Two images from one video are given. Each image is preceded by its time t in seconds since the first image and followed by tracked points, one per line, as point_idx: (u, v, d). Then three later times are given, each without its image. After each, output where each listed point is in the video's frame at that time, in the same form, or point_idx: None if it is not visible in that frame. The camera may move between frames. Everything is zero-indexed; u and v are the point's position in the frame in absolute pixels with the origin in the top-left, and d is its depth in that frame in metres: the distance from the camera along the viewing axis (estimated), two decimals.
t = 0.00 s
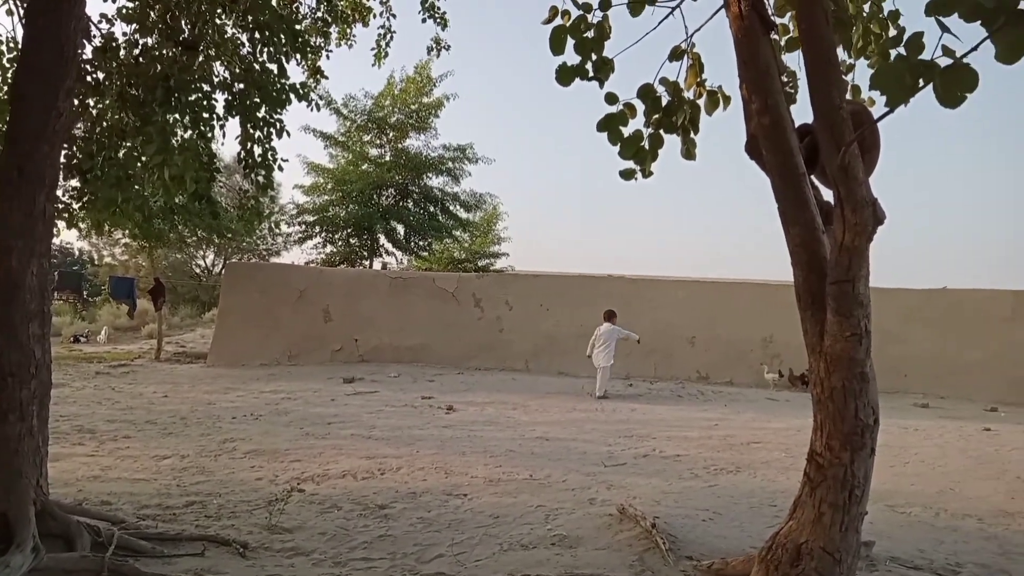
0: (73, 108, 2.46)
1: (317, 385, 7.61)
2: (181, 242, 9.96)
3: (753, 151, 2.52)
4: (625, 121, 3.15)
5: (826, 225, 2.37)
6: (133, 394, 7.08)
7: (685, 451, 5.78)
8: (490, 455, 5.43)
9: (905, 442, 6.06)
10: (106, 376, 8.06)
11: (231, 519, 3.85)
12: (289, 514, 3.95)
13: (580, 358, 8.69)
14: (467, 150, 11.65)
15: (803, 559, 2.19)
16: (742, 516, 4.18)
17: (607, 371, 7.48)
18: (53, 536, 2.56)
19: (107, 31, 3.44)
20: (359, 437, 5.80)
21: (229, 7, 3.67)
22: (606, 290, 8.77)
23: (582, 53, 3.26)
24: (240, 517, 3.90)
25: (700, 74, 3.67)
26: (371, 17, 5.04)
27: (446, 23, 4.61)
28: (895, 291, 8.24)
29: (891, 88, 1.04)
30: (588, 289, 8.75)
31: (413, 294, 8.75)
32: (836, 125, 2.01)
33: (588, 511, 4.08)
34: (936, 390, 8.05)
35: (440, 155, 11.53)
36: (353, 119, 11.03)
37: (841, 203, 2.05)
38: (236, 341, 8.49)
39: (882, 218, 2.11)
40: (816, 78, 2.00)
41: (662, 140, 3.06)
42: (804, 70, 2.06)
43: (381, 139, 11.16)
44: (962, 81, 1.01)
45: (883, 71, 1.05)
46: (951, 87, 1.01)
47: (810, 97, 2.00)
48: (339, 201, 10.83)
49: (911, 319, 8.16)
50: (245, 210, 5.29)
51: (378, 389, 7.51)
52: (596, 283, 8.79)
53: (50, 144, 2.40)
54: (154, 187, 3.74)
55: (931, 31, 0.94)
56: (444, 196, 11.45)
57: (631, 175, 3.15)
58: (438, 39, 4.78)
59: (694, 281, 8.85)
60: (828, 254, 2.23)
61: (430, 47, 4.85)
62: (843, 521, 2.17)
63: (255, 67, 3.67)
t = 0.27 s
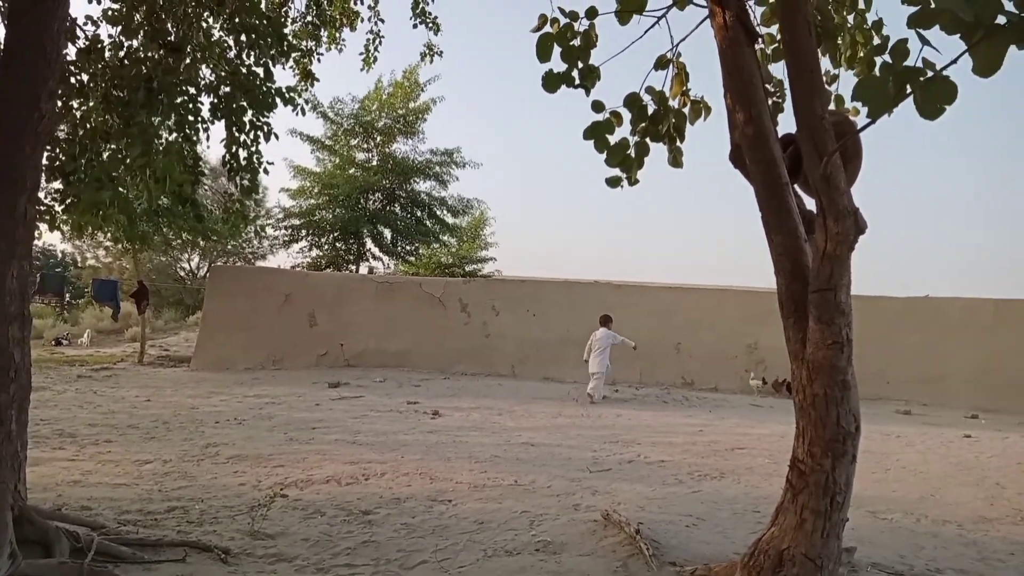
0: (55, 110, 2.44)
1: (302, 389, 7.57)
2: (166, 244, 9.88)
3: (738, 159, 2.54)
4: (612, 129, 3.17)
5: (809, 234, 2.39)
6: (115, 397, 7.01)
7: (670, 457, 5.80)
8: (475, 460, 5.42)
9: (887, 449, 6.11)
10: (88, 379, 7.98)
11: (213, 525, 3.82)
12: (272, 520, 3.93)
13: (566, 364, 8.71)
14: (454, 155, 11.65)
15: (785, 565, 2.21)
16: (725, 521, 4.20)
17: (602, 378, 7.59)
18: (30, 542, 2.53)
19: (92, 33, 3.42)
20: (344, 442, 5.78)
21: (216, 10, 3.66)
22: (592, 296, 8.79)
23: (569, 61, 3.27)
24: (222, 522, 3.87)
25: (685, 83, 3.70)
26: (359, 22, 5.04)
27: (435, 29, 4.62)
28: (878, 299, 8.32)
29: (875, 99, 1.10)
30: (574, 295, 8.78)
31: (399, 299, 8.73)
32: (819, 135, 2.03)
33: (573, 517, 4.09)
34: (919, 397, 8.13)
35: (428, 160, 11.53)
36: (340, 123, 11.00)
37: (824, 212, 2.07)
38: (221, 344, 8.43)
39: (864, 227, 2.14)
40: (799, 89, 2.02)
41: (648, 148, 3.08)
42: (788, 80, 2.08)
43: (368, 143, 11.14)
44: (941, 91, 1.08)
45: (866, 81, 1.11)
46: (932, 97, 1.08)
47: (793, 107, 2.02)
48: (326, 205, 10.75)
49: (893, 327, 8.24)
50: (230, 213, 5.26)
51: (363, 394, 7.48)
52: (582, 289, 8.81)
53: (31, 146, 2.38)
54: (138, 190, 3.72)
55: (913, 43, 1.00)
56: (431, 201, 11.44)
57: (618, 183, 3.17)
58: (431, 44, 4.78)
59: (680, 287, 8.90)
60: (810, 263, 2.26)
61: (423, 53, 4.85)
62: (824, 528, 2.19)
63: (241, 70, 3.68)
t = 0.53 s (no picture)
0: (40, 109, 2.43)
1: (289, 390, 7.55)
2: (152, 244, 9.82)
3: (723, 163, 2.57)
4: (599, 132, 3.19)
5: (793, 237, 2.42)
6: (100, 398, 6.96)
7: (655, 458, 5.84)
8: (462, 461, 5.44)
9: (870, 449, 6.18)
10: (72, 380, 7.91)
11: (198, 526, 3.81)
12: (257, 521, 3.92)
13: (554, 365, 8.74)
14: (442, 156, 11.65)
15: (769, 565, 2.24)
16: (709, 522, 4.24)
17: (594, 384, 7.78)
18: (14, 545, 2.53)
19: (78, 32, 3.40)
20: (331, 443, 5.77)
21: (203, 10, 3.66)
22: (580, 297, 8.83)
23: (557, 64, 3.30)
24: (207, 524, 3.86)
25: (671, 87, 3.73)
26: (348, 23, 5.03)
27: (423, 30, 4.63)
28: (861, 301, 8.40)
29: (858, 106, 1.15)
30: (562, 297, 8.81)
31: (386, 300, 8.72)
32: (802, 139, 2.06)
33: (559, 518, 4.11)
34: (902, 398, 8.22)
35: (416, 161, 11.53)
36: (327, 123, 10.97)
37: (807, 216, 2.10)
38: (207, 345, 8.39)
39: (846, 230, 2.17)
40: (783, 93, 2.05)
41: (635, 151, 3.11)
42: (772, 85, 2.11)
43: (356, 144, 11.11)
44: (921, 100, 1.13)
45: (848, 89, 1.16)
46: (912, 103, 1.14)
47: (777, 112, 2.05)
48: (314, 205, 10.73)
49: (876, 330, 8.33)
50: (216, 213, 5.25)
51: (350, 395, 7.47)
52: (570, 291, 8.84)
53: (15, 145, 2.37)
54: (124, 190, 3.70)
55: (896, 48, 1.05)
56: (419, 202, 11.44)
57: (605, 186, 3.19)
58: (419, 46, 4.78)
59: (667, 289, 8.96)
60: (794, 265, 2.29)
61: (411, 53, 4.84)
62: (807, 528, 2.22)
63: (228, 70, 3.68)
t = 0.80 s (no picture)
0: (13, 102, 2.36)
1: (269, 389, 7.46)
2: (129, 241, 9.66)
3: (706, 163, 2.57)
4: (583, 131, 3.18)
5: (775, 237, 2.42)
6: (76, 397, 6.83)
7: (638, 456, 5.85)
8: (444, 461, 5.41)
9: (850, 448, 6.23)
10: (47, 379, 7.76)
11: (176, 527, 3.74)
12: (236, 522, 3.86)
13: (536, 364, 8.72)
14: (425, 154, 11.60)
15: (749, 564, 2.24)
16: (692, 521, 4.25)
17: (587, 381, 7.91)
18: None
19: (54, 24, 3.31)
20: (311, 443, 5.71)
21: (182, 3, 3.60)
22: (563, 296, 8.83)
23: (540, 62, 3.28)
24: (185, 525, 3.79)
25: (655, 87, 3.73)
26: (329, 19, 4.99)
27: (405, 26, 4.59)
28: (841, 301, 8.48)
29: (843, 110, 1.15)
30: (545, 296, 8.80)
31: (368, 298, 8.66)
32: (784, 139, 2.05)
33: (542, 517, 4.09)
34: (882, 397, 8.27)
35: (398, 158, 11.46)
36: (309, 119, 10.88)
37: (789, 216, 2.09)
38: (185, 343, 8.27)
39: (828, 231, 2.16)
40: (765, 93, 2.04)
41: (618, 150, 3.10)
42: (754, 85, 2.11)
43: (338, 141, 11.02)
44: (903, 100, 1.13)
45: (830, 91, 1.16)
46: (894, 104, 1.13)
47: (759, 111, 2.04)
48: (294, 202, 10.64)
49: (855, 329, 8.41)
50: (194, 210, 5.17)
51: (332, 394, 7.41)
52: (553, 290, 8.84)
53: None
54: (99, 185, 3.62)
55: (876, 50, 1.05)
56: (402, 200, 11.37)
57: (589, 185, 3.18)
58: (397, 41, 4.75)
59: (650, 288, 8.98)
60: (775, 265, 2.28)
61: (389, 48, 4.81)
62: (788, 527, 2.22)
63: (207, 65, 3.62)
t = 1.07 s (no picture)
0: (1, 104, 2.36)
1: (259, 390, 7.45)
2: (118, 241, 9.61)
3: (694, 163, 2.58)
4: (572, 131, 3.19)
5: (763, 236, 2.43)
6: (64, 398, 6.80)
7: (628, 455, 5.87)
8: (435, 460, 5.41)
9: (839, 446, 6.28)
10: (35, 380, 7.72)
11: (165, 528, 3.73)
12: (226, 523, 3.85)
13: (527, 364, 8.74)
14: (416, 154, 11.58)
15: (738, 562, 2.25)
16: (681, 519, 4.27)
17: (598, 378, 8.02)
18: None
19: (40, 24, 3.30)
20: (302, 444, 5.70)
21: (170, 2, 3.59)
22: (554, 296, 8.85)
23: (530, 62, 3.29)
24: (174, 526, 3.78)
25: (644, 87, 3.75)
26: (318, 18, 4.99)
27: (395, 26, 4.58)
28: (829, 301, 8.51)
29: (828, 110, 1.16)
30: (536, 295, 8.82)
31: (359, 297, 8.64)
32: (772, 139, 2.06)
33: (532, 516, 4.10)
34: (871, 396, 8.32)
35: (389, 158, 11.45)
36: (299, 118, 10.85)
37: (776, 216, 2.10)
38: (174, 344, 8.24)
39: (814, 231, 2.18)
40: (752, 94, 2.06)
41: (608, 150, 3.11)
42: (741, 86, 2.12)
43: (328, 140, 11.00)
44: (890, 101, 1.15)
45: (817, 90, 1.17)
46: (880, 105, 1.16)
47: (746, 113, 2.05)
48: (285, 202, 10.61)
49: (843, 328, 8.45)
50: (183, 210, 5.16)
51: (322, 394, 7.39)
52: (544, 289, 8.85)
53: None
54: (88, 185, 3.61)
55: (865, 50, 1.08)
56: (393, 199, 11.35)
57: (578, 185, 3.19)
58: (387, 41, 4.74)
59: (640, 288, 9.01)
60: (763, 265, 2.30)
61: (379, 48, 4.81)
62: (776, 525, 2.24)
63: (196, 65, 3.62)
